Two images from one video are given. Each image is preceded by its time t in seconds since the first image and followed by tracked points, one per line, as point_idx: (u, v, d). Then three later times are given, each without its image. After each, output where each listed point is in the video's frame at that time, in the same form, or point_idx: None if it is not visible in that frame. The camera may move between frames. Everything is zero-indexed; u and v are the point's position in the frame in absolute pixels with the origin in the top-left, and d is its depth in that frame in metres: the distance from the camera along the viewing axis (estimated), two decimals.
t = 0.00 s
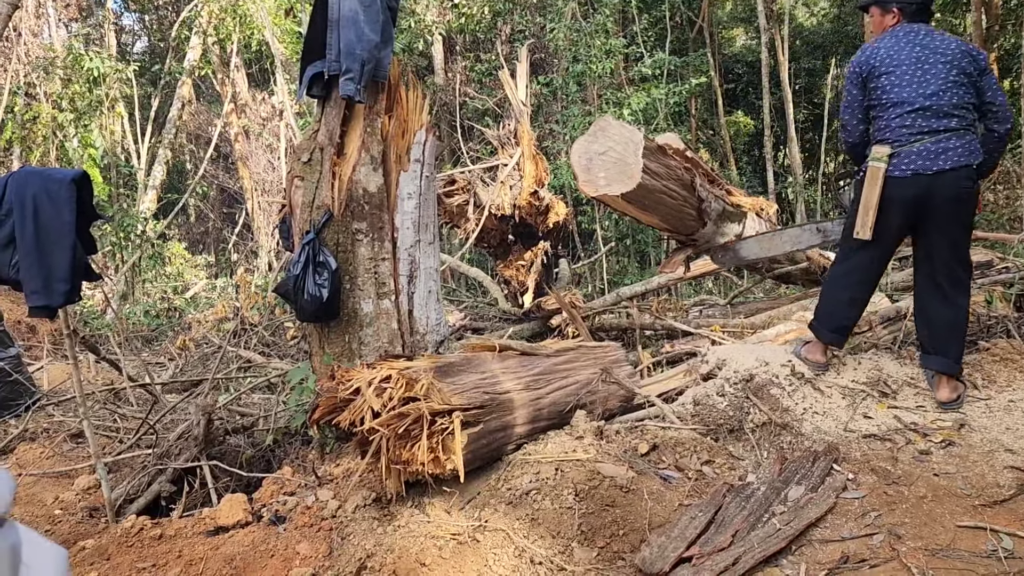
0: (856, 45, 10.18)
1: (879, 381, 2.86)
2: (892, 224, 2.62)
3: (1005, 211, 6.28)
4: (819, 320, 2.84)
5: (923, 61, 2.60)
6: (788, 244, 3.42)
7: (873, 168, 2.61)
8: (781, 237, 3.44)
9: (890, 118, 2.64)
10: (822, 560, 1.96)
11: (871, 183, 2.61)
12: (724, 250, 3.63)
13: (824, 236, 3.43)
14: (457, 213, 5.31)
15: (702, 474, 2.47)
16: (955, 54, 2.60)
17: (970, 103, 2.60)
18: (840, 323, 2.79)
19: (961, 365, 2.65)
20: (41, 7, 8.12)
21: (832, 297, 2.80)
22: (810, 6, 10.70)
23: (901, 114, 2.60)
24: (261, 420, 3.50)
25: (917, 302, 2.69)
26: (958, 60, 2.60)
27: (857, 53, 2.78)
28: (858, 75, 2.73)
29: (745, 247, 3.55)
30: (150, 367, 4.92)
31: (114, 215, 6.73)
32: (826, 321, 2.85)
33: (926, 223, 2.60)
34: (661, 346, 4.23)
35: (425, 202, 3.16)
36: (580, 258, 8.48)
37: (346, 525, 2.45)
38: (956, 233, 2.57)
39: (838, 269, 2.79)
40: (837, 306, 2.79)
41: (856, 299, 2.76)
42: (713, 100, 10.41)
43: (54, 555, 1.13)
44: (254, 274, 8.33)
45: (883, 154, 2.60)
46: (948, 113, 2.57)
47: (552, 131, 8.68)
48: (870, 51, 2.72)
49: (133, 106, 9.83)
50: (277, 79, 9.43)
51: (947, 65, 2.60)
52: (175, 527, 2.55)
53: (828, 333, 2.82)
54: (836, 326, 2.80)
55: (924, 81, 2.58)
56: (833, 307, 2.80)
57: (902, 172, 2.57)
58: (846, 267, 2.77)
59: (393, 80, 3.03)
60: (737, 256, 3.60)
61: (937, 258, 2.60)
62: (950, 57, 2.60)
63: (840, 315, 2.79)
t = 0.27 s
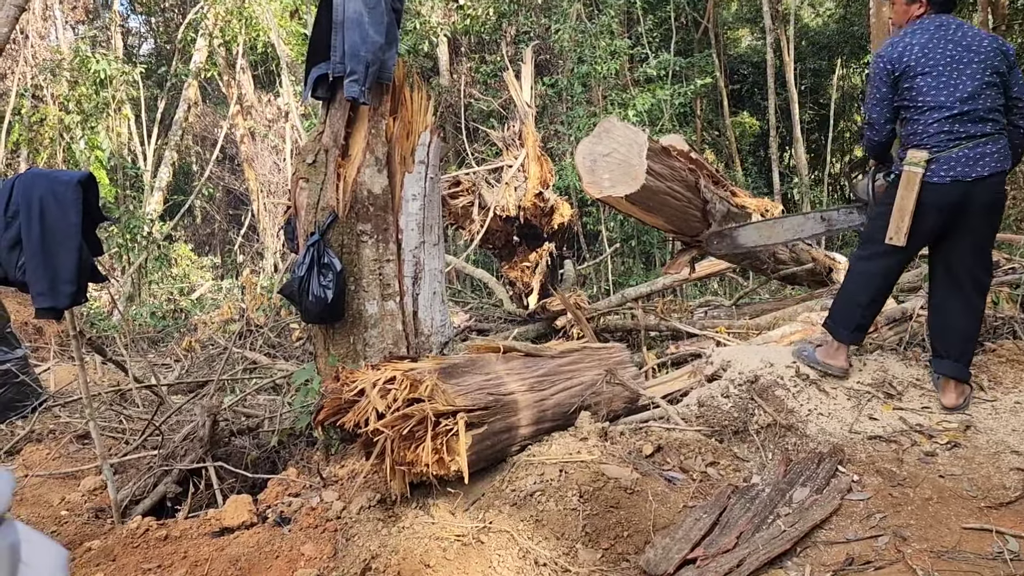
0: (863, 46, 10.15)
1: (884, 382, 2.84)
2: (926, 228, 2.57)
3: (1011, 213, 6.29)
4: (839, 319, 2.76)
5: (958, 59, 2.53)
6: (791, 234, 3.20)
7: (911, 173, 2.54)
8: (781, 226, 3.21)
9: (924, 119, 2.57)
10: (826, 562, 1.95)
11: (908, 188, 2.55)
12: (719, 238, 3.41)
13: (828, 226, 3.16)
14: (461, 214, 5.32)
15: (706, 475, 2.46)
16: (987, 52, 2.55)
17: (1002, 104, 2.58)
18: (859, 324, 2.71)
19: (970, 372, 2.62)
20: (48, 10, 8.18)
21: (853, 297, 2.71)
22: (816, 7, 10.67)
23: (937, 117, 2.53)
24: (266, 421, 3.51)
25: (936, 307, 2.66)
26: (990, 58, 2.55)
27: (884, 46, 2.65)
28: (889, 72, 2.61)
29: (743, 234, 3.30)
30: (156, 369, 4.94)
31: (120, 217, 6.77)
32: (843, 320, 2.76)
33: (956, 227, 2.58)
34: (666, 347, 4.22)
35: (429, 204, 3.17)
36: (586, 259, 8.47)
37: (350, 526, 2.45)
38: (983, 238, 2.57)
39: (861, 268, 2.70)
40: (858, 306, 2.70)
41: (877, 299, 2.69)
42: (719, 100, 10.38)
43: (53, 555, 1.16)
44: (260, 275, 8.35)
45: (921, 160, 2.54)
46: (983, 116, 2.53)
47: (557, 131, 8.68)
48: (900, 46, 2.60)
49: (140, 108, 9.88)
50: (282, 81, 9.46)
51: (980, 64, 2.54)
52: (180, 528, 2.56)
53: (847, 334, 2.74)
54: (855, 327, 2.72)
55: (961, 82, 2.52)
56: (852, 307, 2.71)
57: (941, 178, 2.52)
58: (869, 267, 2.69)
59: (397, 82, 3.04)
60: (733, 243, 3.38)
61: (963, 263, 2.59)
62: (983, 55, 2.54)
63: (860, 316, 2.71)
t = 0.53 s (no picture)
0: (866, 49, 10.15)
1: (887, 386, 2.83)
2: (945, 239, 2.57)
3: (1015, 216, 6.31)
4: (850, 331, 2.70)
5: (966, 67, 2.51)
6: (779, 243, 3.20)
7: (929, 187, 2.52)
8: (771, 237, 3.20)
9: (936, 128, 2.55)
10: (829, 567, 1.95)
11: (926, 201, 2.53)
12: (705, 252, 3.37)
13: (818, 233, 3.16)
14: (463, 219, 5.33)
15: (708, 480, 2.46)
16: (990, 56, 2.54)
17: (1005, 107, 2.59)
18: (873, 334, 2.68)
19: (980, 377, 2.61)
20: (53, 16, 8.23)
21: (868, 306, 2.66)
22: (818, 10, 10.68)
23: (950, 127, 2.52)
24: (268, 426, 3.52)
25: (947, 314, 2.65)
26: (992, 62, 2.54)
27: (890, 54, 2.59)
28: (899, 83, 2.55)
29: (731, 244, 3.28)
30: (159, 374, 4.95)
31: (125, 222, 6.80)
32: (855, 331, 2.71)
33: (970, 235, 2.60)
34: (668, 351, 4.21)
35: (431, 209, 3.17)
36: (588, 263, 8.47)
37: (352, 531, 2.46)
38: (996, 248, 2.60)
39: (874, 277, 2.67)
40: (871, 315, 2.66)
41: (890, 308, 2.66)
42: (722, 103, 10.38)
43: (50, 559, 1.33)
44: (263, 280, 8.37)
45: (938, 173, 2.52)
46: (992, 122, 2.54)
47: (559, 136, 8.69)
48: (908, 55, 2.55)
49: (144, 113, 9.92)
50: (286, 86, 9.50)
51: (986, 68, 2.53)
52: (182, 533, 2.56)
53: (861, 345, 2.68)
54: (869, 338, 2.68)
55: (970, 90, 2.50)
56: (867, 317, 2.67)
57: (958, 190, 2.52)
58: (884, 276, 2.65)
59: (399, 87, 3.05)
60: (720, 255, 3.37)
61: (975, 272, 2.61)
62: (987, 59, 2.53)
63: (871, 326, 2.67)
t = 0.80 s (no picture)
0: (866, 55, 10.18)
1: (887, 393, 2.82)
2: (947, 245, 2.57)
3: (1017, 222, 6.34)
4: (848, 334, 2.70)
5: (964, 73, 2.50)
6: (774, 254, 3.23)
7: (933, 194, 2.51)
8: (767, 249, 3.25)
9: (939, 136, 2.54)
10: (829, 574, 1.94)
11: (928, 208, 2.53)
12: (702, 268, 3.43)
13: (812, 241, 3.21)
14: (464, 225, 5.33)
15: (708, 487, 2.45)
16: (985, 61, 2.54)
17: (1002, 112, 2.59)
18: (870, 338, 2.69)
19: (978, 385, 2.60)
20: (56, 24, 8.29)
21: (867, 310, 2.67)
22: (819, 16, 10.72)
23: (954, 134, 2.51)
24: (268, 434, 3.52)
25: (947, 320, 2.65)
26: (987, 67, 2.54)
27: (887, 66, 2.57)
28: (900, 94, 2.53)
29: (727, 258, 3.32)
30: (160, 381, 4.95)
31: (126, 229, 6.84)
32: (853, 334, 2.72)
33: (971, 242, 2.59)
34: (669, 357, 4.21)
35: (431, 215, 3.17)
36: (589, 269, 8.47)
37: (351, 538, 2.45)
38: (997, 254, 2.59)
39: (874, 281, 2.67)
40: (870, 319, 2.67)
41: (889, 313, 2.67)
42: (722, 109, 10.40)
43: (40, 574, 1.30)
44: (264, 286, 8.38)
45: (943, 180, 2.51)
46: (992, 128, 2.53)
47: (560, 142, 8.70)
48: (905, 65, 2.53)
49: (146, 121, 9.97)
50: (287, 93, 9.54)
51: (983, 74, 2.52)
52: (182, 541, 2.56)
53: (858, 349, 2.70)
54: (868, 342, 2.69)
55: (970, 96, 2.50)
56: (865, 321, 2.68)
57: (963, 197, 2.51)
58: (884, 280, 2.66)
59: (399, 94, 3.06)
60: (718, 269, 3.40)
61: (977, 277, 2.60)
62: (982, 65, 2.52)
63: (869, 330, 2.68)
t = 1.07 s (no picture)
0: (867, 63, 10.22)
1: (888, 402, 2.81)
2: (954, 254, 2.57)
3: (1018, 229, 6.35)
4: (851, 339, 2.69)
5: (965, 86, 2.49)
6: (780, 275, 3.45)
7: (943, 206, 2.51)
8: (774, 270, 3.46)
9: (946, 149, 2.53)
10: None
11: (940, 220, 2.52)
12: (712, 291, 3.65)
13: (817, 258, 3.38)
14: (465, 234, 5.34)
15: (709, 496, 2.44)
16: (982, 71, 2.54)
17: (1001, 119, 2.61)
18: (874, 344, 2.67)
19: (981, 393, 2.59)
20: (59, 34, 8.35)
21: (871, 315, 2.66)
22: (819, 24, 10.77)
23: (961, 146, 2.51)
24: (269, 443, 3.52)
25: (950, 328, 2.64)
26: (984, 77, 2.55)
27: (889, 85, 2.54)
28: (905, 113, 2.51)
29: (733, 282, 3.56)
30: (161, 390, 4.96)
31: (128, 237, 6.87)
32: (856, 339, 2.71)
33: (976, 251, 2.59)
34: (670, 366, 4.21)
35: (431, 224, 3.18)
36: (591, 278, 8.48)
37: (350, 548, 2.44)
38: (1001, 264, 2.59)
39: (879, 286, 2.67)
40: (873, 323, 2.66)
41: (892, 319, 2.67)
42: (723, 118, 10.43)
43: None
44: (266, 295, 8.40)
45: (953, 192, 2.50)
46: (996, 137, 2.54)
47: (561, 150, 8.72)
48: (906, 82, 2.52)
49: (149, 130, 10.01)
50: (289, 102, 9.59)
51: (981, 84, 2.53)
52: (181, 551, 2.55)
53: (862, 354, 2.68)
54: (871, 347, 2.67)
55: (973, 108, 2.50)
56: (868, 325, 2.67)
57: (973, 207, 2.51)
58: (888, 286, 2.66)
59: (399, 104, 3.08)
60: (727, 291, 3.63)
61: (981, 287, 2.60)
62: (980, 76, 2.53)
63: (872, 335, 2.67)
